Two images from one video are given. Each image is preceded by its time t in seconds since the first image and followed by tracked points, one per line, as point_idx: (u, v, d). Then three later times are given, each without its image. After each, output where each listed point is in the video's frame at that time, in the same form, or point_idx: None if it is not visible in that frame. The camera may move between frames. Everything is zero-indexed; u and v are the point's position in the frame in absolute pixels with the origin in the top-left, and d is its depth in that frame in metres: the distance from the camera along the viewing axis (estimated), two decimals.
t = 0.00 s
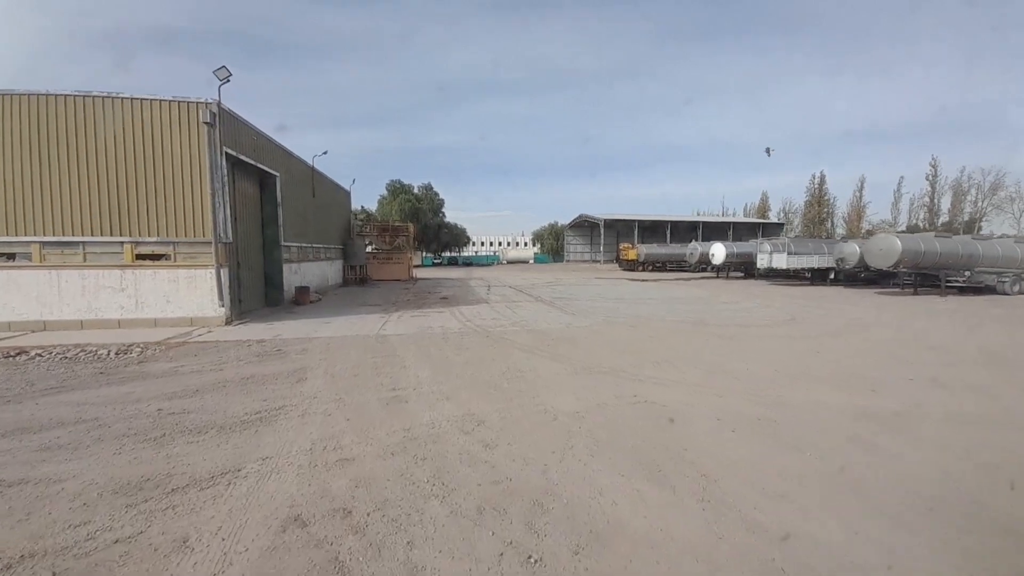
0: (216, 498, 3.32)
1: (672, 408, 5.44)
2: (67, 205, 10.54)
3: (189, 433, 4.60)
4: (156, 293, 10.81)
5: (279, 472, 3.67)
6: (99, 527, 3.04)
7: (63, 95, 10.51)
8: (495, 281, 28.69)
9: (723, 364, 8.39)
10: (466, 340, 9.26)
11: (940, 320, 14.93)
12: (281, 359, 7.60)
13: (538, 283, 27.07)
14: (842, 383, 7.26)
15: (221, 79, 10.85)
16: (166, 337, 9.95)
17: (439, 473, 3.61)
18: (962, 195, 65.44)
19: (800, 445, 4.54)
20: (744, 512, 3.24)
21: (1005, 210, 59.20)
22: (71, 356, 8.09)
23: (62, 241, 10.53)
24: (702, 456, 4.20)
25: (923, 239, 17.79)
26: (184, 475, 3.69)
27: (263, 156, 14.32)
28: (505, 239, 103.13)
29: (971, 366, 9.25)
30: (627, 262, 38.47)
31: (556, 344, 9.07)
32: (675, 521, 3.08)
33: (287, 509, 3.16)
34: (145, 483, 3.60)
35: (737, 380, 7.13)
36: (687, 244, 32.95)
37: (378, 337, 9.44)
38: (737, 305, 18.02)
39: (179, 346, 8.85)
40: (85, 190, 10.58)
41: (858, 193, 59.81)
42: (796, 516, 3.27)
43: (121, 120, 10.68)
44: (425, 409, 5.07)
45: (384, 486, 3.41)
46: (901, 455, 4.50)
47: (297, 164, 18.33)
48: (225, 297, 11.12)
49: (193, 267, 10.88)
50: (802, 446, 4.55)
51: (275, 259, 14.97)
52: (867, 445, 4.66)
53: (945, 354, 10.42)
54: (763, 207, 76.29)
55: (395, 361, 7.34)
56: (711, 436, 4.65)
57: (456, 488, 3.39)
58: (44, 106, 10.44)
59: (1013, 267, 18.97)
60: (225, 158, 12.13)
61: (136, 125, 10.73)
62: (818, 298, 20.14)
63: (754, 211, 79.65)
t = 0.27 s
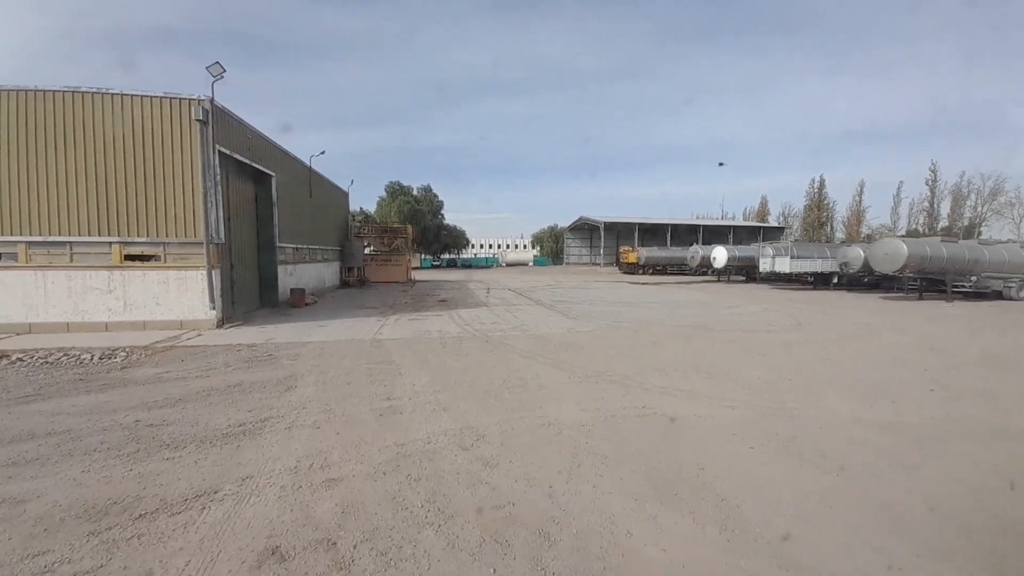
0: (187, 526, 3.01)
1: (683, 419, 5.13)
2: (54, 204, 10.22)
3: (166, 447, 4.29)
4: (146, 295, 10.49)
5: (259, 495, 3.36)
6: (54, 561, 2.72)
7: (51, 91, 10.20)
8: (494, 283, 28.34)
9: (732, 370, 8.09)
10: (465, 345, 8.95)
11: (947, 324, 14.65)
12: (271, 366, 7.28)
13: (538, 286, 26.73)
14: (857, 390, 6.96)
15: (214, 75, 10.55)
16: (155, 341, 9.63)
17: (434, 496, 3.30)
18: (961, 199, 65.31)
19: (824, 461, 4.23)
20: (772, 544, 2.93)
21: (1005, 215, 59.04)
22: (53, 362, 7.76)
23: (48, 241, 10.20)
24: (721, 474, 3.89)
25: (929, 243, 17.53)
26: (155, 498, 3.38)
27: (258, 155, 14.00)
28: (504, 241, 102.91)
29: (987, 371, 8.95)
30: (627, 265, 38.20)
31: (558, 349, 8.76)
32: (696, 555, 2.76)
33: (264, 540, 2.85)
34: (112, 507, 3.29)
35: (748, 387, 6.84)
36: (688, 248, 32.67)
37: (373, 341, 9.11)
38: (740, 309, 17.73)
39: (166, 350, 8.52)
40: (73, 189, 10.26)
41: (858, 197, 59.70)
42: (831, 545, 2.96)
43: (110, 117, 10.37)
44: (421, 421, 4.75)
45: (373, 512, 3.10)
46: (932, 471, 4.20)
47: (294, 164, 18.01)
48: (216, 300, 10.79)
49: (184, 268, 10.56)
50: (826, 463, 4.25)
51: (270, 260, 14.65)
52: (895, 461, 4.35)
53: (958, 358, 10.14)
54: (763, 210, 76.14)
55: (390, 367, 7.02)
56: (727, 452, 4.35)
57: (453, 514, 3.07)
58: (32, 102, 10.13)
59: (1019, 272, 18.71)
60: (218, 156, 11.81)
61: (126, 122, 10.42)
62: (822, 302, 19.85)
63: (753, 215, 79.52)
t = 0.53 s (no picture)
0: (157, 559, 2.70)
1: (699, 427, 4.82)
2: (40, 204, 9.90)
3: (143, 464, 3.98)
4: (135, 297, 10.17)
5: (239, 519, 3.05)
6: None
7: (36, 87, 9.88)
8: (494, 283, 28.03)
9: (744, 371, 7.78)
10: (465, 348, 8.63)
11: (957, 322, 14.33)
12: (262, 371, 6.97)
13: (538, 286, 26.41)
14: (876, 392, 6.65)
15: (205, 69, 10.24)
16: (145, 344, 9.31)
17: (432, 521, 2.98)
18: (962, 197, 65.03)
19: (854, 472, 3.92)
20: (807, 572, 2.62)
21: (1006, 213, 58.77)
22: (36, 368, 7.45)
23: (34, 242, 9.88)
24: (743, 490, 3.57)
25: (936, 241, 17.23)
26: (126, 525, 3.08)
27: (251, 153, 13.68)
28: (504, 241, 102.60)
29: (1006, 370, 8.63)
30: (627, 264, 37.92)
31: (562, 352, 8.44)
32: None
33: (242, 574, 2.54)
34: (77, 536, 2.98)
35: (762, 389, 6.52)
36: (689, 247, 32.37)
37: (369, 344, 8.79)
38: (745, 308, 17.42)
39: (155, 354, 8.21)
40: (60, 188, 9.95)
41: (859, 196, 59.45)
42: (876, 572, 2.66)
43: (98, 114, 10.06)
44: (418, 432, 4.44)
45: (365, 540, 2.79)
46: (971, 481, 3.89)
47: (289, 163, 17.68)
48: (209, 302, 10.47)
49: (174, 268, 10.24)
50: (856, 474, 3.94)
51: (264, 260, 14.33)
52: (929, 470, 4.04)
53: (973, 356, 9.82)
54: (763, 209, 75.86)
55: (387, 372, 6.70)
56: (748, 463, 4.03)
57: (451, 544, 2.75)
58: (17, 99, 9.82)
59: None
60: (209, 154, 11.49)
61: (114, 120, 10.11)
62: (827, 301, 19.54)
63: (752, 214, 79.20)
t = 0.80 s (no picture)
0: None
1: (717, 436, 4.50)
2: (26, 202, 9.58)
3: (117, 484, 3.68)
4: (125, 298, 9.86)
5: (215, 548, 2.75)
6: None
7: (21, 82, 9.57)
8: (494, 283, 27.73)
9: (757, 373, 7.45)
10: (465, 350, 8.31)
11: (968, 321, 14.03)
12: (253, 376, 6.67)
13: (539, 286, 26.11)
14: (896, 394, 6.33)
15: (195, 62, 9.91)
16: (133, 347, 9.00)
17: (428, 551, 2.67)
18: (964, 195, 64.70)
19: (891, 484, 3.59)
20: None
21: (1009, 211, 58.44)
22: (18, 373, 7.14)
23: (20, 242, 9.57)
24: (768, 507, 3.26)
25: (944, 239, 16.93)
26: (89, 555, 2.78)
27: (245, 150, 13.35)
28: (504, 241, 102.27)
29: None
30: (628, 264, 37.64)
31: (566, 354, 8.13)
32: None
33: None
34: (33, 568, 2.68)
35: (777, 393, 6.21)
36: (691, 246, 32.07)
37: (365, 346, 8.48)
38: (750, 308, 17.12)
39: (142, 358, 7.90)
40: (47, 186, 9.64)
41: (860, 194, 59.18)
42: None
43: (85, 110, 9.75)
44: (414, 444, 4.13)
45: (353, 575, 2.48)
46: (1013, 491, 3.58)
47: (284, 160, 17.33)
48: (200, 303, 10.15)
49: (164, 268, 9.92)
50: (894, 486, 3.60)
51: (259, 260, 14.02)
52: (974, 480, 3.71)
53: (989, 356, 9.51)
54: (764, 208, 75.54)
55: (383, 377, 6.40)
56: (774, 477, 3.71)
57: None
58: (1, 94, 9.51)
59: None
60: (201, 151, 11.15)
61: (103, 115, 9.79)
62: (833, 300, 19.23)
63: (753, 213, 78.89)
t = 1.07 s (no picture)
0: None
1: (737, 449, 4.20)
2: (13, 203, 9.29)
3: (89, 506, 3.40)
4: (115, 302, 9.57)
5: None
6: None
7: (8, 79, 9.28)
8: (495, 283, 27.43)
9: (770, 376, 7.15)
10: (466, 353, 8.01)
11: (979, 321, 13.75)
12: (244, 382, 6.39)
13: (540, 286, 25.81)
14: (920, 399, 6.03)
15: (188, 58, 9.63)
16: (123, 352, 8.70)
17: None
18: (966, 193, 64.36)
19: (928, 504, 3.31)
20: None
21: (1011, 208, 58.11)
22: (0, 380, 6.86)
23: (7, 243, 9.28)
24: (799, 532, 2.98)
25: (953, 236, 16.63)
26: None
27: (240, 149, 13.04)
28: (504, 241, 102.01)
29: None
30: (630, 263, 37.33)
31: (571, 357, 7.83)
32: None
33: None
34: None
35: (793, 399, 5.92)
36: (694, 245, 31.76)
37: (363, 351, 8.19)
38: (756, 307, 16.80)
39: (131, 364, 7.62)
40: (34, 186, 9.34)
41: (862, 191, 58.81)
42: None
43: (74, 107, 9.46)
44: (411, 459, 3.83)
45: None
46: None
47: (281, 159, 17.02)
48: (193, 305, 9.85)
49: (155, 270, 9.63)
50: (930, 506, 3.32)
51: (255, 261, 13.72)
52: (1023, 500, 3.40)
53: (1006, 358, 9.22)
54: (765, 206, 75.23)
55: (380, 383, 6.11)
56: (804, 498, 3.40)
57: None
58: None
59: None
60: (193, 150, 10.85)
61: (92, 112, 9.51)
62: (839, 299, 18.93)
63: (754, 212, 78.56)
